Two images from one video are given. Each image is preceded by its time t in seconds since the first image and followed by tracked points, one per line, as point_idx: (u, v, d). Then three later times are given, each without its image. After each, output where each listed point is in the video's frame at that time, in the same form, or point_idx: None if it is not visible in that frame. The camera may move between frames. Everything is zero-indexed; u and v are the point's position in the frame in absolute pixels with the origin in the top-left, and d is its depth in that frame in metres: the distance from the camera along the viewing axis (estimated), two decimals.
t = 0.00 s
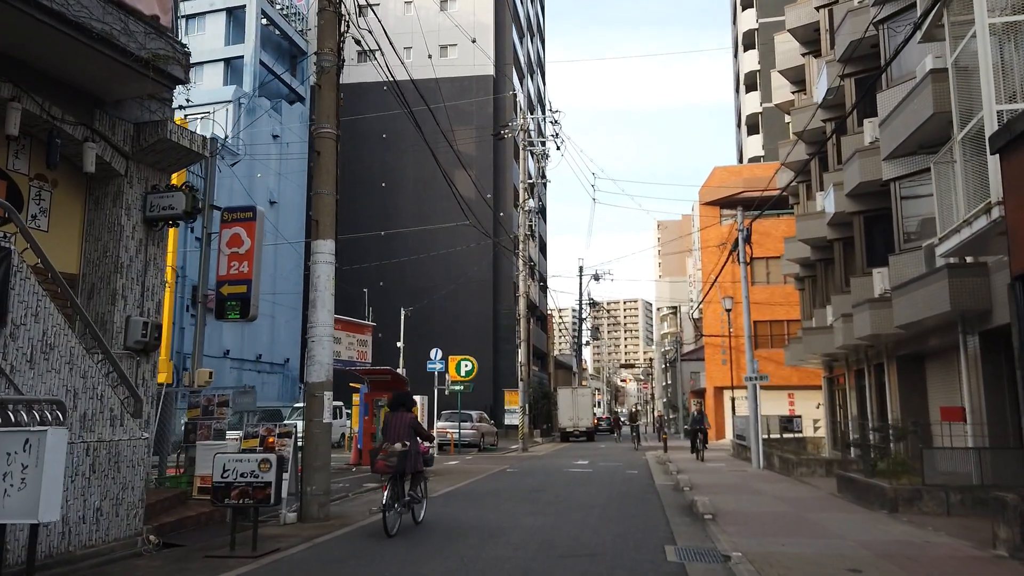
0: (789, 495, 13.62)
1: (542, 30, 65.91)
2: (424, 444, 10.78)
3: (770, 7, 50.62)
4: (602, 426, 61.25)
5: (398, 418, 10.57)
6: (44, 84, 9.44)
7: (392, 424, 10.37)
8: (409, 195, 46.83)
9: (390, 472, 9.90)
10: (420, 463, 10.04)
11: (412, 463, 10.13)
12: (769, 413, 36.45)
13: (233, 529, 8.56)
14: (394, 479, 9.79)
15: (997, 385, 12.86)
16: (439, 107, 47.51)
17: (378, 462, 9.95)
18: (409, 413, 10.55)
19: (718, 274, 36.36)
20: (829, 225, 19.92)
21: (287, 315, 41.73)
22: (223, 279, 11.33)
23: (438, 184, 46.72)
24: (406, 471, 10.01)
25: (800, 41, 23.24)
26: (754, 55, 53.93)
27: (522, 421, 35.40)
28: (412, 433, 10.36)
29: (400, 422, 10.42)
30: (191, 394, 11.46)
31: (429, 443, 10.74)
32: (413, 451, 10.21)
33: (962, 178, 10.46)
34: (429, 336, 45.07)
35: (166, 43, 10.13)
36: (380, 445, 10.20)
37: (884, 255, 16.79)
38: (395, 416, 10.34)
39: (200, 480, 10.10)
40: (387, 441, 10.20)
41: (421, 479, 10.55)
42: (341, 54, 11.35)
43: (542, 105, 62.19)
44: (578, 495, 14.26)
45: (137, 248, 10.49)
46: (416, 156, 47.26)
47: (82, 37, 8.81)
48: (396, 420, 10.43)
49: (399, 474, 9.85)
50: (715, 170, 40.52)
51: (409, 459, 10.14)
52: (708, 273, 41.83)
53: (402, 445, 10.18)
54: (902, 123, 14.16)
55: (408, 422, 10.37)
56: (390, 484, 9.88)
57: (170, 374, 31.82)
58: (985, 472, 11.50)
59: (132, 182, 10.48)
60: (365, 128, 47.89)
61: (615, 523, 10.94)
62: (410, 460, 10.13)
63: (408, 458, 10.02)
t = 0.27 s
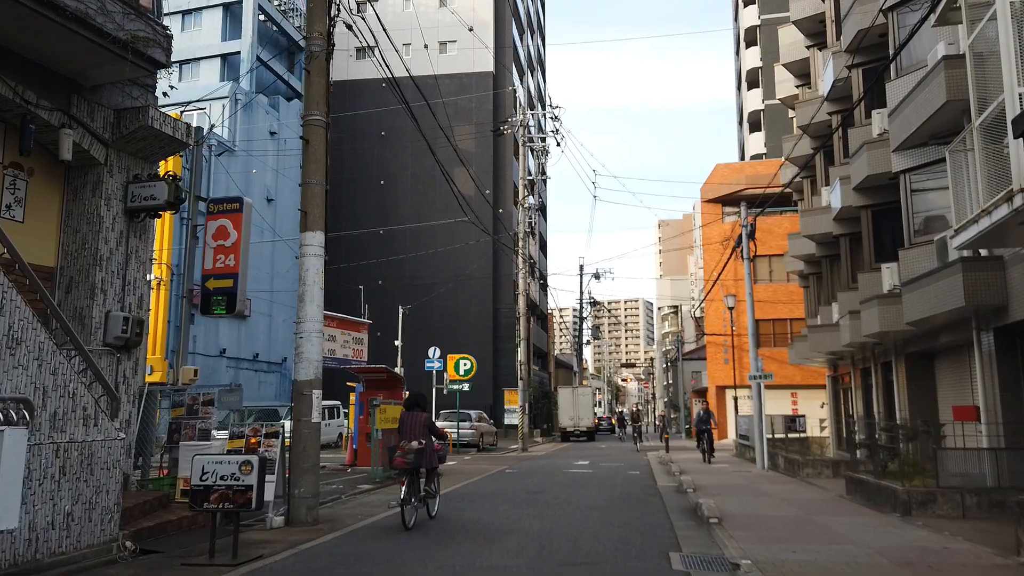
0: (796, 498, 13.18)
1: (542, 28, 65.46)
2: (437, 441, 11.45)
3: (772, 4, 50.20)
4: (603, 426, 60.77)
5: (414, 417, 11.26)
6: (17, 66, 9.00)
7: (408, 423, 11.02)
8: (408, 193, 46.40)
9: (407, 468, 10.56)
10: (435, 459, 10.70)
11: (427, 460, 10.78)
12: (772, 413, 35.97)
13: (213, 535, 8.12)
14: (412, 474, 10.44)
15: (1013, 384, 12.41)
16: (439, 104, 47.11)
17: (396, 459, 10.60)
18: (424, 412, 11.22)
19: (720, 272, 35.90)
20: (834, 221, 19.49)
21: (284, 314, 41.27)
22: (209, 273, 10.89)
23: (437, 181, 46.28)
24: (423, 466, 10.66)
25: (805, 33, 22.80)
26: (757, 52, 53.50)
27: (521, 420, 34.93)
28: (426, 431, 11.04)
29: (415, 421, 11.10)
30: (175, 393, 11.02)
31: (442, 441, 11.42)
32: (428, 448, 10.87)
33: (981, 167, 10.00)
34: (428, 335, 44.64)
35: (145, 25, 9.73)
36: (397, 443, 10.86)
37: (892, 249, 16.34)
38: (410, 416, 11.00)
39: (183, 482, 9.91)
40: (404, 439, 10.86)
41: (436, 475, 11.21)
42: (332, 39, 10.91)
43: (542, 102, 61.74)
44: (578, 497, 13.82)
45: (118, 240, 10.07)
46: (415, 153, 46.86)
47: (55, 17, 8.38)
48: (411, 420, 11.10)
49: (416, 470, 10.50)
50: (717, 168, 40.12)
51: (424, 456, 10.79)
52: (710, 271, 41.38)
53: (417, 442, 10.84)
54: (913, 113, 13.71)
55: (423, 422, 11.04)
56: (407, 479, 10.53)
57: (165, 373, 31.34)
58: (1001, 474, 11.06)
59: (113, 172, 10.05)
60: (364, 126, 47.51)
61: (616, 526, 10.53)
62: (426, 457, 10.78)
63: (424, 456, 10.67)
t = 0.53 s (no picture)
0: (806, 499, 12.76)
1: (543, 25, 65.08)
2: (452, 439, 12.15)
3: None
4: (604, 426, 60.33)
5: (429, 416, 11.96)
6: None
7: (424, 422, 11.72)
8: (407, 191, 45.99)
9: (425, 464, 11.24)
10: (450, 455, 11.37)
11: (443, 457, 11.47)
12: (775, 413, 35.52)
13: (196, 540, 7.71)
14: (429, 470, 11.12)
15: None
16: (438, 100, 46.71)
17: (414, 455, 11.30)
18: (439, 412, 11.91)
19: (724, 270, 35.46)
20: (842, 216, 19.07)
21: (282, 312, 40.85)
22: (195, 266, 10.45)
23: (437, 179, 45.86)
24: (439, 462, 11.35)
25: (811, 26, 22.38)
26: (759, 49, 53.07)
27: (522, 420, 34.44)
28: (442, 430, 11.72)
29: (431, 420, 11.80)
30: (158, 391, 10.65)
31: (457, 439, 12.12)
32: (444, 446, 11.56)
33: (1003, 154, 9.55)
34: (428, 334, 44.23)
35: (126, 6, 9.32)
36: (415, 441, 11.56)
37: (903, 244, 15.91)
38: (427, 415, 11.69)
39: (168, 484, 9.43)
40: (421, 437, 11.56)
41: (451, 470, 11.90)
42: (324, 23, 10.50)
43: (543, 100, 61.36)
44: (580, 499, 13.40)
45: (99, 231, 9.64)
46: (415, 150, 46.48)
47: None
48: (427, 418, 11.79)
49: (433, 466, 11.18)
50: (720, 165, 39.70)
51: (440, 453, 11.48)
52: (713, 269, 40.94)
53: (434, 440, 11.52)
54: (926, 102, 13.28)
55: (439, 420, 11.73)
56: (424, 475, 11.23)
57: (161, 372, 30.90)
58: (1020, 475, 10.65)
59: (94, 160, 9.62)
60: (363, 123, 47.16)
61: (620, 529, 10.12)
62: (441, 454, 11.45)
63: (440, 452, 11.36)
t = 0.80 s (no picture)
0: (816, 503, 12.32)
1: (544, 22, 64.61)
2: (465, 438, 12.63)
3: None
4: (605, 425, 59.90)
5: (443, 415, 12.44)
6: None
7: (439, 422, 12.18)
8: (407, 188, 45.56)
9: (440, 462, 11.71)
10: (465, 454, 11.85)
11: (457, 454, 11.94)
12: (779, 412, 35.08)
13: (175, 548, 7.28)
14: (444, 467, 11.58)
15: None
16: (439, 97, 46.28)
17: (430, 453, 11.73)
18: (453, 412, 12.36)
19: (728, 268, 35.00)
20: (850, 211, 18.64)
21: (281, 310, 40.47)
22: (181, 259, 10.02)
23: (437, 175, 45.42)
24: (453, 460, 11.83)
25: (817, 17, 21.93)
26: (762, 45, 52.64)
27: (522, 420, 33.99)
28: (456, 429, 12.17)
29: (445, 419, 12.29)
30: (144, 389, 10.21)
31: (470, 438, 12.60)
32: (458, 445, 12.03)
33: None
34: (428, 332, 43.82)
35: None
36: (430, 440, 12.00)
37: (914, 239, 15.48)
38: (442, 415, 12.15)
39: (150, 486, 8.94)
40: (436, 435, 12.01)
41: (464, 468, 12.37)
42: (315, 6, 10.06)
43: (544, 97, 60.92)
44: (582, 501, 12.98)
45: (79, 222, 9.20)
46: (414, 148, 46.05)
47: None
48: (442, 418, 12.24)
49: (449, 463, 11.64)
50: (723, 162, 39.27)
51: (455, 452, 11.95)
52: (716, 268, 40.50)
53: (449, 438, 11.99)
54: (940, 91, 12.86)
55: (454, 420, 12.19)
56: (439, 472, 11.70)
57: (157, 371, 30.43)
58: None
59: (73, 147, 9.16)
60: (362, 120, 46.75)
61: (625, 534, 9.70)
62: (456, 452, 11.92)
63: (455, 451, 11.83)
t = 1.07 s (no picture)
0: (826, 504, 11.91)
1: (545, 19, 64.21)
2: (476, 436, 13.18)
3: None
4: (606, 425, 59.48)
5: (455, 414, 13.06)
6: None
7: (452, 420, 12.76)
8: (406, 185, 45.16)
9: (453, 457, 12.29)
10: (476, 449, 12.39)
11: (469, 450, 12.48)
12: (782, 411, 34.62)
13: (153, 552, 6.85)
14: (457, 462, 12.15)
15: None
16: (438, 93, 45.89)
17: (443, 449, 12.30)
18: (465, 410, 12.94)
19: (730, 265, 34.57)
20: (858, 205, 18.22)
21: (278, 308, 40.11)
22: (165, 250, 9.61)
23: (437, 173, 45.01)
24: (466, 456, 12.40)
25: (823, 9, 21.53)
26: (765, 42, 52.25)
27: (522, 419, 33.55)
28: (468, 427, 12.75)
29: (457, 418, 12.89)
30: (127, 386, 9.78)
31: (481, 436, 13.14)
32: (470, 441, 12.59)
33: None
34: (427, 331, 43.42)
35: None
36: (443, 437, 12.58)
37: (925, 233, 15.06)
38: (454, 413, 12.73)
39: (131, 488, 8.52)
40: (449, 433, 12.59)
41: (475, 465, 12.91)
42: None
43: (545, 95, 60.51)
44: (583, 502, 12.58)
45: (57, 211, 8.78)
46: (414, 145, 45.66)
47: None
48: (455, 417, 12.82)
49: (461, 458, 12.20)
50: (725, 158, 38.85)
51: (467, 448, 12.51)
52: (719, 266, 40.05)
53: (461, 436, 12.55)
54: (953, 79, 12.45)
55: (465, 418, 12.76)
56: (452, 467, 12.28)
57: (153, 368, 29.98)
58: None
59: (50, 132, 8.74)
60: (362, 117, 46.39)
61: (629, 536, 9.30)
62: (468, 448, 12.46)
63: (467, 446, 12.38)
